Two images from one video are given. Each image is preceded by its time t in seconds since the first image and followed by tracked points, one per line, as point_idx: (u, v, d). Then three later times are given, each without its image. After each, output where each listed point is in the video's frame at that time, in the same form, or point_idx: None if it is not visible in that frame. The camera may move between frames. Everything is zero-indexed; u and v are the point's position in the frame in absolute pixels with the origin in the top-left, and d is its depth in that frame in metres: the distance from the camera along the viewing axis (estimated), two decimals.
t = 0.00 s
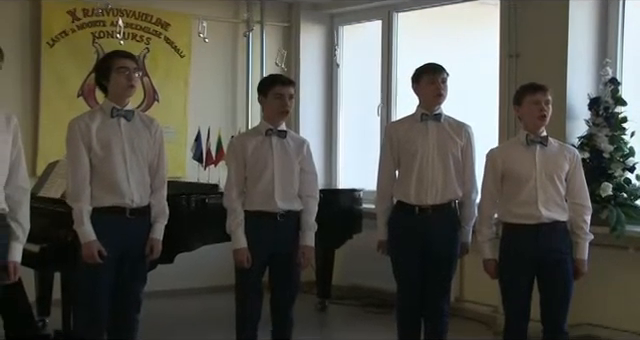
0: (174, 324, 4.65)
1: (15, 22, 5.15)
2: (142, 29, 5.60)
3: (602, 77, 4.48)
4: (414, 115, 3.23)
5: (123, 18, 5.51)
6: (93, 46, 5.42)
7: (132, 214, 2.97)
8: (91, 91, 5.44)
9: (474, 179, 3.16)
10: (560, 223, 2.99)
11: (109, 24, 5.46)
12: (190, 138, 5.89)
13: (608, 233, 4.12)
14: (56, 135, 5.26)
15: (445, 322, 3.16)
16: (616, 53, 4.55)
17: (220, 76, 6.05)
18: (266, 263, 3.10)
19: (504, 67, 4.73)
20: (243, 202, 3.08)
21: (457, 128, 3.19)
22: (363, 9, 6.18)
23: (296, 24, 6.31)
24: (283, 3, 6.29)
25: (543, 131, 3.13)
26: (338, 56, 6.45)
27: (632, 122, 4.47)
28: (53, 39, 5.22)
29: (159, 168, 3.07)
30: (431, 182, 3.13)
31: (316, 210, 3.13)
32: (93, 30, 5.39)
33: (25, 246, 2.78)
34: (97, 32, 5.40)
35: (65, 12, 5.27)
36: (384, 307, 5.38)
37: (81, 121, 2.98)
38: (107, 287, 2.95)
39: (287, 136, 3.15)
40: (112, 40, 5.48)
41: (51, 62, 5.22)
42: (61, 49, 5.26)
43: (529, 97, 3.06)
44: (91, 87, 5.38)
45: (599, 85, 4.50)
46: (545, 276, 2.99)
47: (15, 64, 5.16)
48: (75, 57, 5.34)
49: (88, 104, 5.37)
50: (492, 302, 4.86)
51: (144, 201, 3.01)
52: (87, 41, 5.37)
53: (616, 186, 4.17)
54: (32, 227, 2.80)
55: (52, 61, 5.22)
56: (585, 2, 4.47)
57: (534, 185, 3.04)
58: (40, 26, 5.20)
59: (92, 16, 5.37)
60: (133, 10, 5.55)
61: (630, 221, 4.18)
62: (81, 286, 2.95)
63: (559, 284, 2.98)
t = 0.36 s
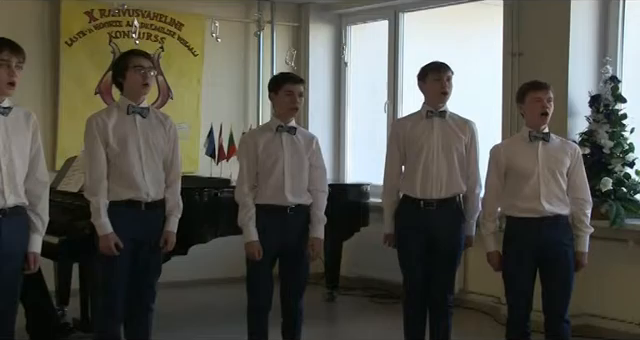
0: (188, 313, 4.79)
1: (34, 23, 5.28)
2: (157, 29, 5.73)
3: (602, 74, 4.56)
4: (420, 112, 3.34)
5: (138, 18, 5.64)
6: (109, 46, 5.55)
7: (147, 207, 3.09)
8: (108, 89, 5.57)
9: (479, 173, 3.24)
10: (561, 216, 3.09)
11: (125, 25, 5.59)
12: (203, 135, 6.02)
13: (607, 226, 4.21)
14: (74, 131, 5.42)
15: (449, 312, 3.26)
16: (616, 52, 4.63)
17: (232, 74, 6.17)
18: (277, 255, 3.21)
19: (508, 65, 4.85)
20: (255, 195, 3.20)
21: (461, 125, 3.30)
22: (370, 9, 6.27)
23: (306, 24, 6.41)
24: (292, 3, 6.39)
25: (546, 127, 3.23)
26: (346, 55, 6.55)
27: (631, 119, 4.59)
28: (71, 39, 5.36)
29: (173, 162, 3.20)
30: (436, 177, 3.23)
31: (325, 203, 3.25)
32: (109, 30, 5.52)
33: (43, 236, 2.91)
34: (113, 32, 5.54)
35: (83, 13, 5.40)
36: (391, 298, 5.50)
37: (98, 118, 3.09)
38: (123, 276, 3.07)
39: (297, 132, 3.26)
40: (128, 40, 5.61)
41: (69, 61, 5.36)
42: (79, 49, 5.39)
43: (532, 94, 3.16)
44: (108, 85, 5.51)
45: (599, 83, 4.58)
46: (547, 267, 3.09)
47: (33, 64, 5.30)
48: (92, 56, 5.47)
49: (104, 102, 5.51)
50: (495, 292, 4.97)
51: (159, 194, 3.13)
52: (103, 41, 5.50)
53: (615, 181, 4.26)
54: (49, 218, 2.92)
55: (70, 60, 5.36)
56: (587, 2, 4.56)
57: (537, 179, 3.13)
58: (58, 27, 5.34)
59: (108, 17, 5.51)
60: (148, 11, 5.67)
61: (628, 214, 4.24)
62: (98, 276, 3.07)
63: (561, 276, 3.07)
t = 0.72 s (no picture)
0: (201, 303, 4.93)
1: (54, 24, 5.61)
2: (171, 28, 6.02)
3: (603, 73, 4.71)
4: (426, 109, 3.44)
5: (153, 18, 5.94)
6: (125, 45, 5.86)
7: (162, 201, 3.21)
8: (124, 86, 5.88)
9: (482, 167, 3.36)
10: (563, 210, 3.19)
11: (140, 24, 5.89)
12: (216, 131, 6.30)
13: (607, 219, 4.35)
14: (91, 126, 5.73)
15: (453, 303, 3.38)
16: (616, 52, 4.76)
17: (243, 73, 6.44)
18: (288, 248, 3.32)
19: (511, 63, 4.98)
20: (267, 190, 3.30)
21: (466, 121, 3.40)
22: (377, 9, 6.45)
23: (315, 23, 6.64)
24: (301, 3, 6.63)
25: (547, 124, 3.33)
26: (353, 53, 6.75)
27: (631, 115, 4.70)
28: (89, 39, 5.67)
29: (187, 157, 3.32)
30: (441, 173, 3.33)
31: (334, 197, 3.36)
32: (125, 30, 5.83)
33: (63, 228, 3.00)
34: (129, 31, 5.85)
35: (100, 14, 5.72)
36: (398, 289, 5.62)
37: (115, 115, 3.21)
38: (138, 268, 3.19)
39: (306, 128, 3.38)
40: (143, 39, 5.91)
41: (87, 59, 5.67)
42: (96, 48, 5.71)
43: (535, 92, 3.25)
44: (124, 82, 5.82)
45: (600, 81, 4.72)
46: (548, 260, 3.19)
47: (53, 63, 5.61)
48: (109, 54, 5.79)
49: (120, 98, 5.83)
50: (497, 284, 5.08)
51: (173, 189, 3.25)
52: (120, 40, 5.81)
53: (615, 176, 4.40)
54: (68, 210, 3.00)
55: (87, 58, 5.67)
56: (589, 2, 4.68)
57: (539, 174, 3.23)
58: (77, 27, 5.65)
59: (124, 17, 5.82)
60: (162, 11, 5.96)
61: (628, 208, 4.39)
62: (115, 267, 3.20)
63: (561, 268, 3.17)
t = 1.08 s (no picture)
0: (214, 294, 5.07)
1: (73, 24, 5.80)
2: (185, 28, 6.21)
3: (605, 71, 4.84)
4: (432, 105, 3.55)
5: (168, 18, 6.13)
6: (142, 44, 6.05)
7: (177, 194, 3.33)
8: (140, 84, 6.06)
9: (486, 162, 3.47)
10: (564, 204, 3.30)
11: (156, 24, 6.09)
12: (229, 127, 6.51)
13: (608, 213, 4.53)
14: (109, 123, 5.93)
15: (458, 293, 3.48)
16: (617, 49, 4.90)
17: (256, 71, 6.64)
18: (298, 240, 3.44)
19: (517, 62, 5.11)
20: (278, 184, 3.42)
21: (471, 118, 3.51)
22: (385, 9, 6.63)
23: (325, 23, 6.84)
24: (312, 3, 6.84)
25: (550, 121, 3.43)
26: (362, 52, 6.95)
27: (632, 111, 4.88)
28: (106, 39, 5.87)
29: (201, 153, 3.44)
30: (446, 168, 3.44)
31: (343, 191, 3.47)
32: (141, 30, 6.02)
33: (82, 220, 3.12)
34: (144, 31, 6.03)
35: (117, 14, 5.91)
36: (405, 280, 5.74)
37: (132, 112, 3.33)
38: (155, 258, 3.31)
39: (317, 124, 3.49)
40: (159, 38, 6.11)
41: (105, 58, 5.87)
42: (114, 47, 5.90)
43: (537, 89, 3.35)
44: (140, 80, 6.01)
45: (602, 79, 4.86)
46: (551, 251, 3.30)
47: (72, 61, 5.81)
48: (126, 54, 5.98)
49: (137, 96, 6.02)
50: (503, 276, 5.20)
51: (188, 183, 3.37)
52: (136, 40, 6.00)
53: (616, 170, 4.58)
54: (87, 204, 3.12)
55: (105, 57, 5.87)
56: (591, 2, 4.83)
57: (542, 169, 3.33)
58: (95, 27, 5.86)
59: (140, 17, 6.01)
60: (177, 11, 6.16)
61: (629, 203, 4.57)
62: (132, 257, 3.32)
63: (563, 259, 3.29)
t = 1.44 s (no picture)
0: (227, 286, 5.21)
1: (91, 25, 6.00)
2: (200, 29, 6.43)
3: (608, 70, 5.04)
4: (439, 104, 3.65)
5: (184, 20, 6.33)
6: (158, 45, 6.25)
7: (192, 190, 3.45)
8: (157, 84, 6.28)
9: (491, 160, 3.59)
10: (566, 200, 3.42)
11: (172, 26, 6.29)
12: (242, 125, 6.73)
13: (611, 208, 4.65)
14: (127, 120, 6.13)
15: (464, 286, 3.59)
16: (620, 49, 5.09)
17: (269, 71, 6.87)
18: (309, 234, 3.56)
19: (522, 61, 5.38)
20: (290, 180, 3.54)
21: (477, 116, 3.62)
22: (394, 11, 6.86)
23: (335, 24, 7.09)
24: (323, 6, 7.07)
25: (552, 119, 3.55)
26: (371, 52, 7.20)
27: (634, 110, 5.05)
28: (124, 40, 6.06)
29: (216, 150, 3.57)
30: (453, 165, 3.55)
31: (353, 187, 3.59)
32: (158, 31, 6.22)
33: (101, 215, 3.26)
34: (161, 33, 6.24)
35: (136, 16, 6.10)
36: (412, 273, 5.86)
37: (149, 111, 3.46)
38: (171, 251, 3.44)
39: (327, 123, 3.61)
40: (175, 39, 6.32)
41: (123, 59, 6.06)
42: (132, 48, 6.10)
43: (540, 88, 3.48)
44: (157, 80, 6.23)
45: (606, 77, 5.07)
46: (553, 246, 3.42)
47: (91, 61, 6.00)
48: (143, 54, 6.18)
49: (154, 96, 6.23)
50: (506, 270, 5.31)
51: (203, 179, 3.49)
52: (153, 41, 6.20)
53: (618, 168, 4.69)
54: (105, 199, 3.26)
55: (123, 58, 6.06)
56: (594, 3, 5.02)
57: (544, 166, 3.45)
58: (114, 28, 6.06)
59: (157, 19, 6.20)
60: (192, 13, 6.36)
61: (631, 199, 4.70)
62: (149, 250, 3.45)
63: (565, 253, 3.41)
